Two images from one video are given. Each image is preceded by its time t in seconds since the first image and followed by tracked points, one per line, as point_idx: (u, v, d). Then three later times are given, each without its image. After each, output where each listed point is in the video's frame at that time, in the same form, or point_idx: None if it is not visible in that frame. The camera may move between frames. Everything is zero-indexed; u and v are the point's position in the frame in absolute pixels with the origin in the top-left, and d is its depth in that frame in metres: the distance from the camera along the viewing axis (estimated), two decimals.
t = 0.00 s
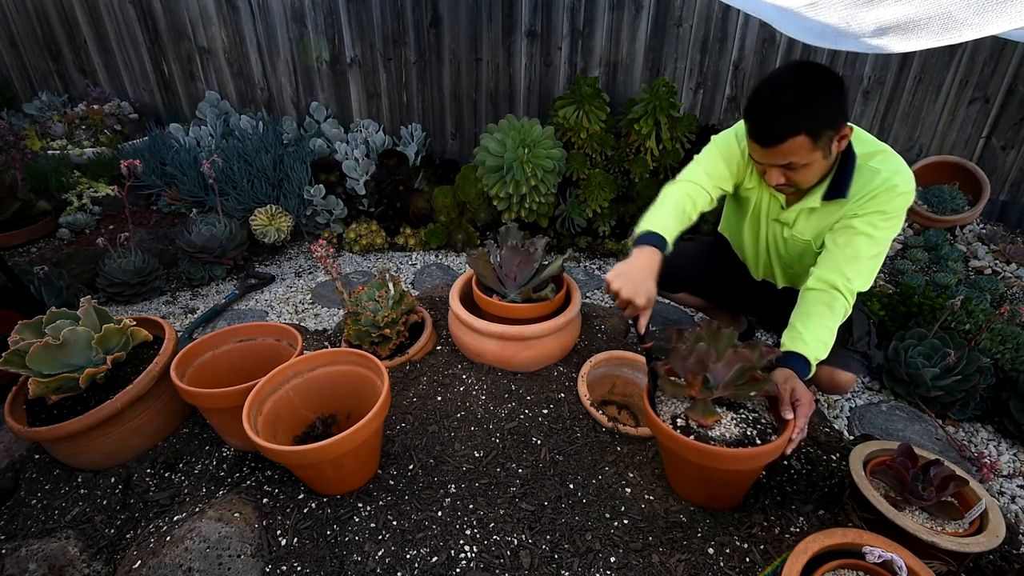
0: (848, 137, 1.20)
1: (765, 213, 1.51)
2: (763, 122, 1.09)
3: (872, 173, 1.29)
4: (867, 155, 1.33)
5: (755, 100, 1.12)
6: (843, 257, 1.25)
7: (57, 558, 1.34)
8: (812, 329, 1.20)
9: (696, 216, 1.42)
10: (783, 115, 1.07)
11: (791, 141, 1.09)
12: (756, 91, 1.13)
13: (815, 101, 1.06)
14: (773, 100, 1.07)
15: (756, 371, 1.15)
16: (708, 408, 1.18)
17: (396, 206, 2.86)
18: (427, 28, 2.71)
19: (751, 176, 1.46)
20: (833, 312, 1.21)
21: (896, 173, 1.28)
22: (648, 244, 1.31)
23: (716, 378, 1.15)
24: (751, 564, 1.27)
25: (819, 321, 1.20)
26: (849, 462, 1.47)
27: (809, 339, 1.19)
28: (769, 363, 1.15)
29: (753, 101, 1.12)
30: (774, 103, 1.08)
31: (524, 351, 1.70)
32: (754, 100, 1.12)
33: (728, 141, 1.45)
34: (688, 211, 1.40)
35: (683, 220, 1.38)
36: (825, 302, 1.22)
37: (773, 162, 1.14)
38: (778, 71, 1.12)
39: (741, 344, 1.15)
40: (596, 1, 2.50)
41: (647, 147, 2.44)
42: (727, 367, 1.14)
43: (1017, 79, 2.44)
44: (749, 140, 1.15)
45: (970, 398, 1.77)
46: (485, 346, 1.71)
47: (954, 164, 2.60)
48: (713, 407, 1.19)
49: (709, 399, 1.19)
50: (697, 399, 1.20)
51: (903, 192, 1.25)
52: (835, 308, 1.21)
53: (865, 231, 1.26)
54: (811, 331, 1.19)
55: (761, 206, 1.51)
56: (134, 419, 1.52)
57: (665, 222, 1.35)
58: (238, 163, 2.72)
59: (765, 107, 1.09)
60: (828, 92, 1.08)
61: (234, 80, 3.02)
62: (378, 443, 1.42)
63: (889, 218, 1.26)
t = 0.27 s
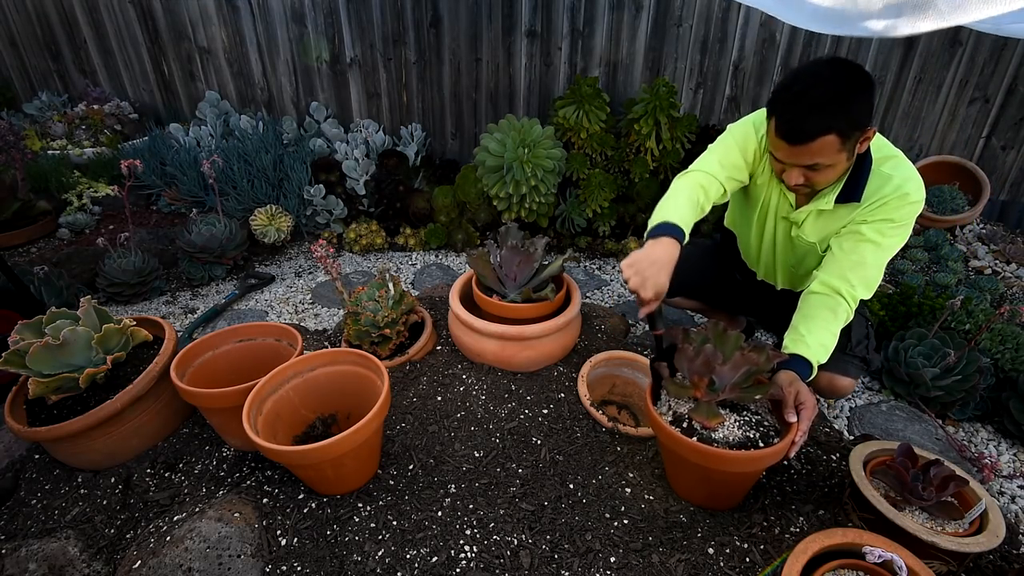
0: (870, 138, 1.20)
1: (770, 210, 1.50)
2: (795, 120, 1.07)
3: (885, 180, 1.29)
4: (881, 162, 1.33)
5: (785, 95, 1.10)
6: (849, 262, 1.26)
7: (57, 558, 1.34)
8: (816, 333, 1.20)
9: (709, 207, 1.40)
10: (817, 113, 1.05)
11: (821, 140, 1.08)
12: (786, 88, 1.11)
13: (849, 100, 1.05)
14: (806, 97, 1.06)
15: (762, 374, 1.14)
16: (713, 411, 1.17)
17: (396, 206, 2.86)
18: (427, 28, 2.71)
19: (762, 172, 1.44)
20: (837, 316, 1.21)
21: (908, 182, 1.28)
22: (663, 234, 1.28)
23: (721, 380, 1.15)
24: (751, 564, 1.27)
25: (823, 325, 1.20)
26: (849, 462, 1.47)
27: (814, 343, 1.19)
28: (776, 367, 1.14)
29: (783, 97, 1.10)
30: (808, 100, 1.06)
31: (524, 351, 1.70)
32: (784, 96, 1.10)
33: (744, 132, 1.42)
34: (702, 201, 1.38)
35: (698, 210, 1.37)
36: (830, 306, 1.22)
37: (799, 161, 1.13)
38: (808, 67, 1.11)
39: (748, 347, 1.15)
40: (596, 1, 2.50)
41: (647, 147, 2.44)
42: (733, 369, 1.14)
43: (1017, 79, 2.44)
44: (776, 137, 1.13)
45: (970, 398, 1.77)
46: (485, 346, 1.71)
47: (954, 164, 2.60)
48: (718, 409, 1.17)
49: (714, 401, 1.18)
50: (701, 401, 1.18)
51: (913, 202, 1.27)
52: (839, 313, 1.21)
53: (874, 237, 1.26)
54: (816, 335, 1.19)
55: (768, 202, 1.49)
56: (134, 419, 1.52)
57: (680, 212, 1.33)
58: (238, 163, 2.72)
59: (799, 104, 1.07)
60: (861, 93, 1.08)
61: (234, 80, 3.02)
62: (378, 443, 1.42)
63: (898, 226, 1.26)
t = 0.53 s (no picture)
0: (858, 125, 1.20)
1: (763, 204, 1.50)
2: (786, 99, 1.07)
3: (874, 171, 1.29)
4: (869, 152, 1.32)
5: (774, 78, 1.11)
6: (841, 255, 1.26)
7: (57, 558, 1.34)
8: (811, 329, 1.20)
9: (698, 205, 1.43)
10: (807, 91, 1.06)
11: (814, 119, 1.08)
12: (775, 71, 1.12)
13: (839, 78, 1.06)
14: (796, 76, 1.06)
15: (763, 375, 1.14)
16: (714, 411, 1.17)
17: (396, 207, 2.86)
18: (427, 28, 2.71)
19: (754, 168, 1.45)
20: (831, 311, 1.21)
21: (897, 172, 1.28)
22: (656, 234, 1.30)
23: (722, 381, 1.15)
24: (752, 564, 1.27)
25: (817, 321, 1.20)
26: (849, 462, 1.47)
27: (808, 339, 1.19)
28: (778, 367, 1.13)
29: (772, 79, 1.11)
30: (798, 79, 1.06)
31: (524, 351, 1.70)
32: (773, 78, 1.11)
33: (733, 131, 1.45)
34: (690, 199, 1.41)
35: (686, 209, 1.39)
36: (823, 301, 1.22)
37: (792, 144, 1.12)
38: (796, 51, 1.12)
39: (751, 348, 1.14)
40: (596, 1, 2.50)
41: (647, 147, 2.44)
42: (734, 370, 1.13)
43: (1017, 79, 2.44)
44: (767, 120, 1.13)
45: (970, 398, 1.77)
46: (485, 346, 1.71)
47: (954, 164, 2.60)
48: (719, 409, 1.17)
49: (716, 401, 1.17)
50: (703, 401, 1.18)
51: (902, 193, 1.26)
52: (833, 308, 1.21)
53: (865, 230, 1.26)
54: (809, 330, 1.20)
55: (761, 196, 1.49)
56: (134, 419, 1.52)
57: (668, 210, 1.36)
58: (238, 163, 2.72)
59: (789, 83, 1.07)
60: (848, 71, 1.09)
61: (234, 80, 3.02)
62: (378, 443, 1.42)
63: (888, 218, 1.26)
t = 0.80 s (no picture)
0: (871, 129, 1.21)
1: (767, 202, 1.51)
2: (810, 101, 1.07)
3: (878, 172, 1.30)
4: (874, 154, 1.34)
5: (797, 78, 1.10)
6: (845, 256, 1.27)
7: (57, 558, 1.34)
8: (813, 330, 1.20)
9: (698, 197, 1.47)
10: (831, 94, 1.06)
11: (835, 123, 1.08)
12: (798, 71, 1.11)
13: (863, 83, 1.06)
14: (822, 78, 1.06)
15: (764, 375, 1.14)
16: (714, 410, 1.15)
17: (397, 207, 2.86)
18: (427, 28, 2.71)
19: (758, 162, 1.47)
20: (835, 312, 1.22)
21: (901, 175, 1.30)
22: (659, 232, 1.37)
23: (722, 380, 1.16)
24: (752, 564, 1.27)
25: (820, 322, 1.21)
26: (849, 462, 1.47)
27: (811, 339, 1.19)
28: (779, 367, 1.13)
29: (796, 79, 1.10)
30: (822, 81, 1.06)
31: (524, 351, 1.70)
32: (796, 79, 1.11)
33: (736, 124, 1.47)
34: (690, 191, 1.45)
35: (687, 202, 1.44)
36: (826, 301, 1.23)
37: (809, 147, 1.13)
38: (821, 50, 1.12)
39: (752, 349, 1.14)
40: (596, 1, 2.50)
41: (647, 147, 2.44)
42: (734, 370, 1.14)
43: (1017, 79, 2.44)
44: (786, 121, 1.13)
45: (971, 397, 1.77)
46: (485, 346, 1.71)
47: (954, 164, 2.60)
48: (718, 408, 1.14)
49: (716, 400, 1.16)
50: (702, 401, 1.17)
51: (906, 195, 1.28)
52: (836, 308, 1.22)
53: (868, 231, 1.27)
54: (811, 330, 1.20)
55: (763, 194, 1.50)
56: (134, 419, 1.52)
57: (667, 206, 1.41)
58: (239, 163, 2.72)
59: (814, 86, 1.07)
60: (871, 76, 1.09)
61: (234, 80, 3.02)
62: (379, 443, 1.42)
63: (892, 220, 1.28)
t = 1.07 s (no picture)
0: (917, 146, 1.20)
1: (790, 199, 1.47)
2: (872, 110, 1.04)
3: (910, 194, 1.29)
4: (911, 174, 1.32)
5: (861, 85, 1.07)
6: (859, 270, 1.27)
7: (57, 558, 1.34)
8: (819, 337, 1.20)
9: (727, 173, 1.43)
10: (895, 106, 1.03)
11: (892, 135, 1.06)
12: (865, 76, 1.08)
13: (927, 100, 1.04)
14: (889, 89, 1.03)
15: (764, 377, 1.15)
16: (714, 412, 1.17)
17: (396, 207, 2.86)
18: (427, 28, 2.71)
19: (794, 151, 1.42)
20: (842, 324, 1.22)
21: (931, 200, 1.29)
22: (687, 210, 1.33)
23: (722, 383, 1.16)
24: (752, 564, 1.27)
25: (825, 330, 1.21)
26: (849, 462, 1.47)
27: (818, 347, 1.19)
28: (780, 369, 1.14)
29: (862, 86, 1.07)
30: (889, 90, 1.03)
31: (524, 351, 1.70)
32: (860, 84, 1.08)
33: (783, 106, 1.42)
34: (720, 166, 1.40)
35: (717, 177, 1.39)
36: (836, 312, 1.23)
37: (857, 156, 1.11)
38: (892, 58, 1.08)
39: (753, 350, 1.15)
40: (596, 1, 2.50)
41: (647, 147, 2.44)
42: (735, 372, 1.14)
43: (1017, 79, 2.44)
44: (841, 125, 1.10)
45: (970, 397, 1.77)
46: (485, 346, 1.71)
47: (954, 163, 2.60)
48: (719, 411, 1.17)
49: (716, 403, 1.17)
50: (703, 403, 1.19)
51: (930, 221, 1.28)
52: (844, 321, 1.22)
53: (885, 250, 1.28)
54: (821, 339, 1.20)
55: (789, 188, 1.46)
56: (134, 419, 1.52)
57: (697, 181, 1.36)
58: (239, 163, 2.72)
59: (880, 95, 1.04)
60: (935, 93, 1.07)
61: (234, 80, 3.02)
62: (378, 443, 1.42)
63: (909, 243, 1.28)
